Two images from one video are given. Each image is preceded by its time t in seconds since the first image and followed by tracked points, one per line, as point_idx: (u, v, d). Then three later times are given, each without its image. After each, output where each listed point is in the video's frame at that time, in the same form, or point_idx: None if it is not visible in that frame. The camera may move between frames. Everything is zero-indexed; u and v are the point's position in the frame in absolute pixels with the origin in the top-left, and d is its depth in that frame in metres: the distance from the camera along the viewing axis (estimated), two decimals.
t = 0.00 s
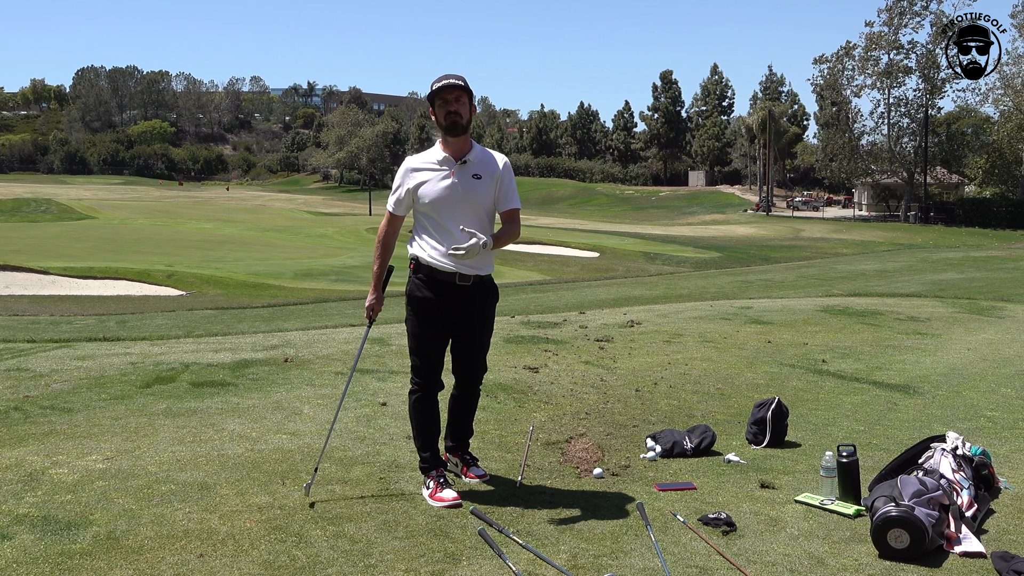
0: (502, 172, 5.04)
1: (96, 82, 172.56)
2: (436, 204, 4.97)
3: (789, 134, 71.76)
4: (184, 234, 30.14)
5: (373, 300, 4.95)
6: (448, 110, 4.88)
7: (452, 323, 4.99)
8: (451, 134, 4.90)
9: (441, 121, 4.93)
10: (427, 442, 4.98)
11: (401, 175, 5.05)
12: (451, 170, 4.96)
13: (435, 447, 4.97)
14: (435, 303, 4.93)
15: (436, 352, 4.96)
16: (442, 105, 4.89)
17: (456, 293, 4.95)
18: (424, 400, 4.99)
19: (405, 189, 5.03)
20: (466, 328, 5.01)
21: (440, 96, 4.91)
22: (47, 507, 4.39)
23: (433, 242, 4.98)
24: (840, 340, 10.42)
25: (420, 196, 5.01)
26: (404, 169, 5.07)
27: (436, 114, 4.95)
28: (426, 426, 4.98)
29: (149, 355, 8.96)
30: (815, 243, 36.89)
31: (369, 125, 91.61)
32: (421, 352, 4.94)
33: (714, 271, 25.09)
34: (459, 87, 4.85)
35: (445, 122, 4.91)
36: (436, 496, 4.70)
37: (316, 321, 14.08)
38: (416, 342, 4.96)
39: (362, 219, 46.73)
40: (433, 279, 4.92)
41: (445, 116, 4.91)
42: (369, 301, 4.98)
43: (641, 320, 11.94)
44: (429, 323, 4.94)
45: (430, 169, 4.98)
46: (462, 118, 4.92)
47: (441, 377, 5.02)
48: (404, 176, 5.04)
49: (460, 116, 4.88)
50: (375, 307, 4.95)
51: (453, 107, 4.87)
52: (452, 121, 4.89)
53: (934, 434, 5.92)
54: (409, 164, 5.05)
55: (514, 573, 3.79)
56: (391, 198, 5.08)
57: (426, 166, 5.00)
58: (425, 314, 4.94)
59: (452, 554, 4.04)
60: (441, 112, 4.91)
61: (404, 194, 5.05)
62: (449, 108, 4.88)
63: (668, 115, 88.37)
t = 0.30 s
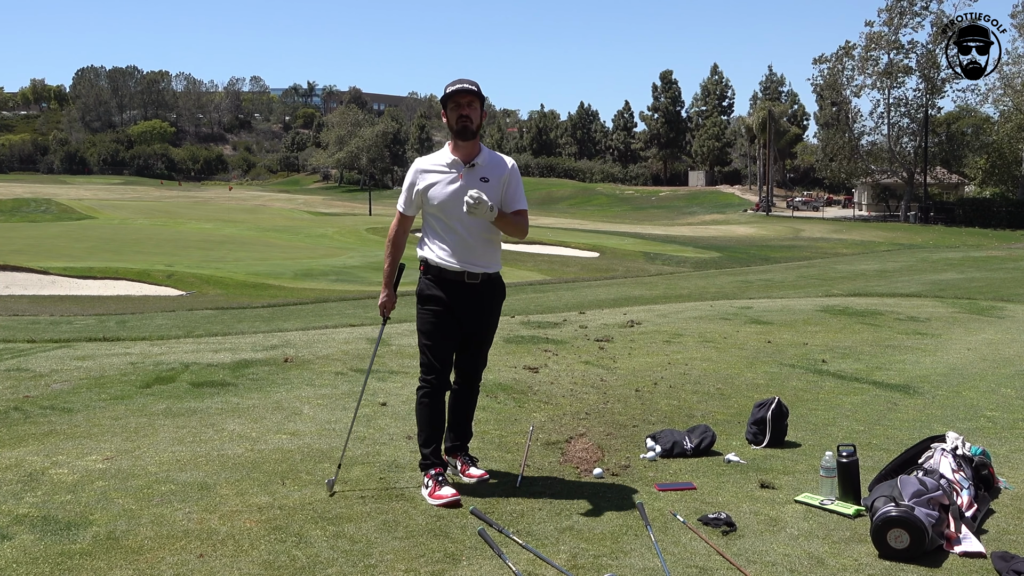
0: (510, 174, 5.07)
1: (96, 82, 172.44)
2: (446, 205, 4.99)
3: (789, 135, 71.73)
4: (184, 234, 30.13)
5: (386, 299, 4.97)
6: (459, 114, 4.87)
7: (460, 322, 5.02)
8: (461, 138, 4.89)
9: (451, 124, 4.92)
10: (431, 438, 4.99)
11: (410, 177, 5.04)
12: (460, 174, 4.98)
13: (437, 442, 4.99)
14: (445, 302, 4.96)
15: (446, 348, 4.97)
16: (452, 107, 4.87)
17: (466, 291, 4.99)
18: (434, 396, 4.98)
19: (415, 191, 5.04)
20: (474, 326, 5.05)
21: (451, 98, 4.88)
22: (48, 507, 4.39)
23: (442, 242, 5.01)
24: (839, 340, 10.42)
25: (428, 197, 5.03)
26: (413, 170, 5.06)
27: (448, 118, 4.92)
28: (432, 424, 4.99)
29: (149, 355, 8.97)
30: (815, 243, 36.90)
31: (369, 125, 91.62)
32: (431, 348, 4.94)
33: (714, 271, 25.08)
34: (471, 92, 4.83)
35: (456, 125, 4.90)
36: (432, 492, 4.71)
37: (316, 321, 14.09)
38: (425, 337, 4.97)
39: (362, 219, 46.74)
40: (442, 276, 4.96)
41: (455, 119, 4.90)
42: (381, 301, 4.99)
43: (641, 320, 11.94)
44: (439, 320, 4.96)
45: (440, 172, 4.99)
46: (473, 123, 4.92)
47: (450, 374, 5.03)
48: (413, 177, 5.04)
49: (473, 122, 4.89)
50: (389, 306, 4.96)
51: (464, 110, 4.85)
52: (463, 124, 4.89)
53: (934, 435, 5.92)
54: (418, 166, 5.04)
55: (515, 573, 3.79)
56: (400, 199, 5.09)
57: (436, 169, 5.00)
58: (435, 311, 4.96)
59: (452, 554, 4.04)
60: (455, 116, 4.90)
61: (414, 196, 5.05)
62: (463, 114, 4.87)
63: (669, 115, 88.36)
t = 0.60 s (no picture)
0: (515, 171, 5.08)
1: (96, 82, 172.45)
2: (450, 202, 4.99)
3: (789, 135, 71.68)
4: (184, 234, 30.12)
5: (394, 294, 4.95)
6: (467, 112, 4.91)
7: (462, 317, 5.03)
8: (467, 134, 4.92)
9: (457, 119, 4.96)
10: (431, 433, 5.00)
11: (414, 173, 5.07)
12: (464, 170, 4.99)
13: (435, 438, 4.99)
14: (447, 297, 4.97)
15: (448, 343, 4.97)
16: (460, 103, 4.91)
17: (468, 285, 5.01)
18: (436, 390, 4.99)
19: (419, 188, 5.07)
20: (475, 321, 5.07)
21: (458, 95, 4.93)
22: (48, 507, 4.39)
23: (446, 236, 5.01)
24: (840, 340, 10.42)
25: (433, 192, 5.04)
26: (418, 164, 5.08)
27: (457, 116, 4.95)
28: (432, 419, 5.00)
29: (149, 355, 8.97)
30: (816, 243, 36.88)
31: (369, 125, 91.62)
32: (434, 341, 4.93)
33: (714, 271, 25.07)
34: (479, 87, 4.85)
35: (463, 123, 4.93)
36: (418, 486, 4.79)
37: (316, 320, 14.08)
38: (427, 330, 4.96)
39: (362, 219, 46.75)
40: (444, 271, 4.99)
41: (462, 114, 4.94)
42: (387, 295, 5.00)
43: (641, 319, 11.93)
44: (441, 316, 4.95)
45: (446, 168, 5.01)
46: (480, 121, 4.94)
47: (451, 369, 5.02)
48: (419, 174, 5.06)
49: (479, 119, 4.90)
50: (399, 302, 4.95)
51: (471, 106, 4.88)
52: (469, 122, 4.90)
53: (934, 434, 5.92)
54: (422, 163, 5.06)
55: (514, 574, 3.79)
56: (405, 195, 5.11)
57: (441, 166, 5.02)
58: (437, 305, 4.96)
59: (451, 554, 4.04)
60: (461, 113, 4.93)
61: (418, 192, 5.08)
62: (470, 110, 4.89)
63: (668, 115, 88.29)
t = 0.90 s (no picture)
0: (516, 176, 5.15)
1: (96, 82, 172.53)
2: (453, 201, 4.99)
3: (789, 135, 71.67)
4: (184, 234, 30.12)
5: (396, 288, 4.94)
6: (475, 113, 4.91)
7: (461, 316, 5.05)
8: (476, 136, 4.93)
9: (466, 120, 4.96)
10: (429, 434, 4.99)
11: (417, 169, 5.01)
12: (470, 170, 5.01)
13: (435, 438, 5.00)
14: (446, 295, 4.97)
15: (448, 344, 4.97)
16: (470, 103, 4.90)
17: (467, 284, 5.00)
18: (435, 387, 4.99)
19: (423, 181, 5.00)
20: (476, 319, 5.09)
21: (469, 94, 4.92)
22: (47, 507, 4.39)
23: (448, 238, 5.00)
24: (839, 340, 10.42)
25: (436, 189, 5.01)
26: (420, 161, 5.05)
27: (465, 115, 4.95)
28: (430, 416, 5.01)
29: (149, 355, 8.96)
30: (816, 243, 36.89)
31: (369, 125, 91.64)
32: (432, 341, 4.93)
33: (714, 271, 25.07)
34: (491, 88, 4.86)
35: (470, 124, 4.93)
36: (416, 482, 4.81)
37: (316, 320, 14.08)
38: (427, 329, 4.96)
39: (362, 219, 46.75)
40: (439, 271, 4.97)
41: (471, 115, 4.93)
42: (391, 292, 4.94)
43: (641, 320, 11.93)
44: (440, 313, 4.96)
45: (450, 166, 5.00)
46: (487, 124, 4.95)
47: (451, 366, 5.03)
48: (422, 170, 5.01)
49: (487, 122, 4.93)
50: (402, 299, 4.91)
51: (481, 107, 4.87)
52: (478, 124, 4.91)
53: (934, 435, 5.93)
54: (427, 160, 5.02)
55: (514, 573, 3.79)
56: (404, 189, 5.04)
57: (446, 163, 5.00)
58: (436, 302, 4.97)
59: (451, 554, 4.03)
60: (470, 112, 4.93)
61: (421, 188, 5.01)
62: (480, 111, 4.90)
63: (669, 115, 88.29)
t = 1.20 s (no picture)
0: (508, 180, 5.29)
1: (96, 82, 172.47)
2: (451, 201, 5.01)
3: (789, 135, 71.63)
4: (184, 234, 30.09)
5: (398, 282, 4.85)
6: (477, 116, 4.94)
7: (466, 315, 5.05)
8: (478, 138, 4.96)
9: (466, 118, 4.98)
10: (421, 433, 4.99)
11: (417, 164, 4.94)
12: (468, 171, 5.05)
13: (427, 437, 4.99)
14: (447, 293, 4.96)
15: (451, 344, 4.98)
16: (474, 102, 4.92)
17: (470, 284, 5.03)
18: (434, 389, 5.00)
19: (421, 175, 4.94)
20: (477, 321, 5.09)
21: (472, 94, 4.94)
22: (48, 507, 4.39)
23: (448, 237, 5.00)
24: (840, 340, 10.42)
25: (435, 187, 4.99)
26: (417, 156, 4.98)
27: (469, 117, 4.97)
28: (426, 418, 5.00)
29: (149, 355, 8.96)
30: (815, 243, 36.89)
31: (369, 125, 91.64)
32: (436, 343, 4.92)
33: (714, 271, 25.06)
34: (496, 91, 4.92)
35: (472, 127, 4.96)
36: (417, 484, 4.84)
37: (316, 320, 14.07)
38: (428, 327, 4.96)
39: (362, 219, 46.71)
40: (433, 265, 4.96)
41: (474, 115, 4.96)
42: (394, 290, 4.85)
43: (641, 320, 11.93)
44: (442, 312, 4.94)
45: (450, 165, 5.00)
46: (488, 127, 4.99)
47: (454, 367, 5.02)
48: (422, 164, 4.94)
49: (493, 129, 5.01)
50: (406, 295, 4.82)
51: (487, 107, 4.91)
52: (480, 128, 4.96)
53: (934, 435, 5.93)
54: (426, 156, 4.97)
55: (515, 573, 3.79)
56: (400, 181, 4.92)
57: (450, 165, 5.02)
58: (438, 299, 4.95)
59: (451, 554, 4.04)
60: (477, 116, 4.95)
61: (419, 182, 4.95)
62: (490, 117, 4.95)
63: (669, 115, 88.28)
